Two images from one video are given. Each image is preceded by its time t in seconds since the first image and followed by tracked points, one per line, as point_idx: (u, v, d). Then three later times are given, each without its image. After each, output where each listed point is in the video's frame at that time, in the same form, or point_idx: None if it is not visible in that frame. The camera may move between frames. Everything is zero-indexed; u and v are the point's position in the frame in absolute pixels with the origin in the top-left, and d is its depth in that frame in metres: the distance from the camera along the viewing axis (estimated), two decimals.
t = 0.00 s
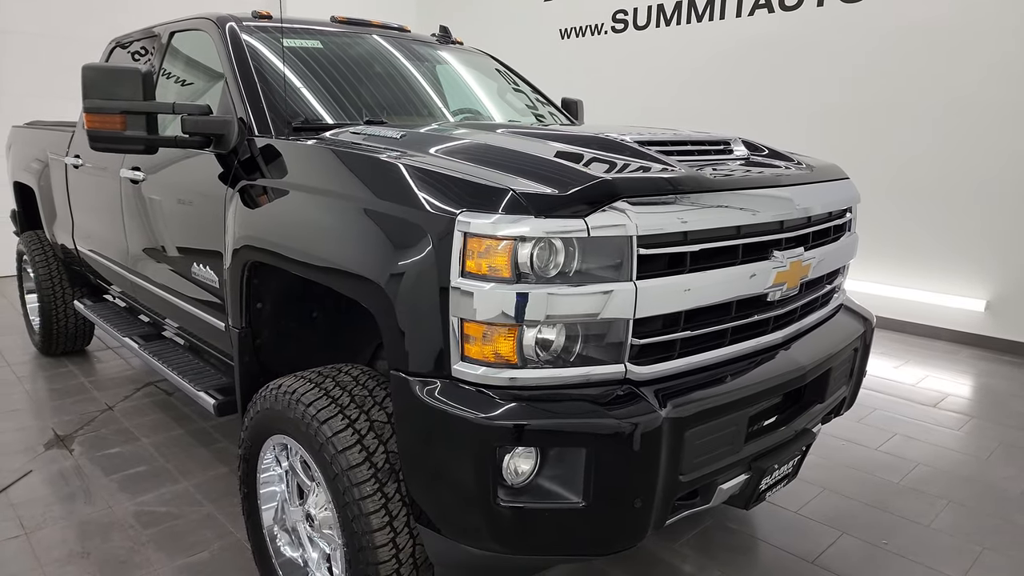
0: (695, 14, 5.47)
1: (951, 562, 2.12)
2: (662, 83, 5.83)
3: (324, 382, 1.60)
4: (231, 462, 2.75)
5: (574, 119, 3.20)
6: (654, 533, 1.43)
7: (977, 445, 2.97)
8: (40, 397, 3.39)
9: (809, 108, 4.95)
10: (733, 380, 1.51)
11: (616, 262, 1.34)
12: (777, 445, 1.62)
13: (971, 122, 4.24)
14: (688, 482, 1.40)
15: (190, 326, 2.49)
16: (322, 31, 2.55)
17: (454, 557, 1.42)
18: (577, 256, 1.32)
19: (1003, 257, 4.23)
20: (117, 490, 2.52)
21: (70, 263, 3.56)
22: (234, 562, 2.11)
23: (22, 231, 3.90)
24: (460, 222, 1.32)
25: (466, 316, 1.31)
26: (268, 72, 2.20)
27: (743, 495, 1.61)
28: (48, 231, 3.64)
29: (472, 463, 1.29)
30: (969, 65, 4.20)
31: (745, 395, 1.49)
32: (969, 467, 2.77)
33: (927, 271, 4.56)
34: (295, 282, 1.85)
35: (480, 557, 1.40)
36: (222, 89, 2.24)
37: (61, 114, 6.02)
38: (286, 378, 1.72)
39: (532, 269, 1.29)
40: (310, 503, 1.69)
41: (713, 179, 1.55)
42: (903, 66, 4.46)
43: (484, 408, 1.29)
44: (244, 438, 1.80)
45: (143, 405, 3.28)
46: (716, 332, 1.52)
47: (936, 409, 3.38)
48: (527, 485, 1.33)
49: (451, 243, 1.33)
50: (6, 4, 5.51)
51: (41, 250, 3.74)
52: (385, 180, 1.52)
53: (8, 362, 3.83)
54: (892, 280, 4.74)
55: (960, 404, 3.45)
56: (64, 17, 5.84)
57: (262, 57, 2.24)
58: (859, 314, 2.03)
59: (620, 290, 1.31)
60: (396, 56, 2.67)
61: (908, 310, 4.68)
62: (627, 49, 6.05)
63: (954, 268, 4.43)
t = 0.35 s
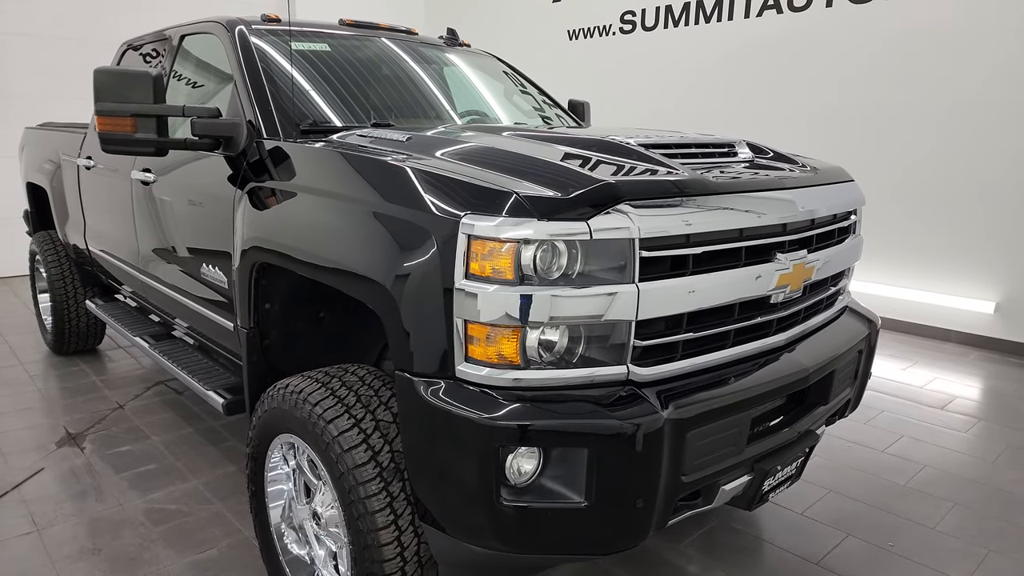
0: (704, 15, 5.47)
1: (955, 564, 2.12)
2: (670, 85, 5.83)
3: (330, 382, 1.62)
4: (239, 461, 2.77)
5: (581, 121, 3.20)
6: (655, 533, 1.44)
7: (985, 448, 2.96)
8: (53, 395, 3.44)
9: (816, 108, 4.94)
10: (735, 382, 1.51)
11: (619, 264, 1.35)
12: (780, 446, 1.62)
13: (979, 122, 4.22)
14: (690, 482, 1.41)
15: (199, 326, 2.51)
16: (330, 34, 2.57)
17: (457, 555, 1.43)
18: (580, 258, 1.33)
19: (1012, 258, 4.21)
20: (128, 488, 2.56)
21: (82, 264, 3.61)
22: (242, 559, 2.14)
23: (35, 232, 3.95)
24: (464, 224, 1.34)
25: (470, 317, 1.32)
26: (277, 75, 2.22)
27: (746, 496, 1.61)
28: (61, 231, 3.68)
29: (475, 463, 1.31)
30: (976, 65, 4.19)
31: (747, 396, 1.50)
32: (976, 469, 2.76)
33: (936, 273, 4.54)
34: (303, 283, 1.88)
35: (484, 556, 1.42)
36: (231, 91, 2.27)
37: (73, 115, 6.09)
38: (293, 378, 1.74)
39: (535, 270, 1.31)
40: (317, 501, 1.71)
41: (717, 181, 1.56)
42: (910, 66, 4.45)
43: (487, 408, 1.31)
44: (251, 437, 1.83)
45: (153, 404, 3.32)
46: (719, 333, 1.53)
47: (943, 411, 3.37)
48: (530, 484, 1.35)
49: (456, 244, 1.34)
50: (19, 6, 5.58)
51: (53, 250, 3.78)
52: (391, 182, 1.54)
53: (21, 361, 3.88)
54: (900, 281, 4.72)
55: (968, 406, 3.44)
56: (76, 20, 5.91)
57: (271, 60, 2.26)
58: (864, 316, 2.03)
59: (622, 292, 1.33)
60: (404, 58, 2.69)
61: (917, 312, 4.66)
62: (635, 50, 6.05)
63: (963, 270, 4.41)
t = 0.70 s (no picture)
0: (706, 16, 5.49)
1: (952, 563, 2.13)
2: (672, 86, 5.85)
3: (331, 381, 1.65)
4: (242, 460, 2.80)
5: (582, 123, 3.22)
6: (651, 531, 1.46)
7: (984, 448, 2.97)
8: (58, 395, 3.47)
9: (819, 109, 4.95)
10: (731, 382, 1.54)
11: (615, 265, 1.37)
12: (775, 445, 1.64)
13: (979, 122, 4.24)
14: (685, 481, 1.43)
15: (202, 326, 2.54)
16: (332, 37, 2.59)
17: (455, 552, 1.46)
18: (577, 260, 1.35)
19: (1014, 259, 4.21)
20: (132, 487, 2.58)
21: (87, 264, 3.64)
22: (245, 557, 2.17)
23: (41, 233, 3.98)
24: (463, 226, 1.36)
25: (468, 318, 1.34)
26: (280, 78, 2.25)
27: (741, 495, 1.63)
28: (66, 232, 3.71)
29: (473, 461, 1.33)
30: (977, 65, 4.20)
31: (742, 396, 1.52)
32: (976, 469, 2.77)
33: (937, 274, 4.55)
34: (304, 284, 1.90)
35: (481, 552, 1.44)
36: (234, 94, 2.29)
37: (79, 116, 6.13)
38: (295, 377, 1.77)
39: (532, 272, 1.33)
40: (318, 500, 1.74)
41: (712, 184, 1.58)
42: (912, 67, 4.46)
43: (485, 408, 1.33)
44: (254, 436, 1.85)
45: (158, 404, 3.35)
46: (715, 333, 1.55)
47: (944, 412, 3.38)
48: (527, 482, 1.37)
49: (454, 246, 1.37)
50: (25, 8, 5.62)
51: (59, 251, 3.82)
52: (392, 185, 1.57)
53: (26, 361, 3.91)
54: (901, 282, 4.73)
55: (968, 407, 3.45)
56: (82, 22, 5.95)
57: (274, 63, 2.28)
58: (860, 317, 2.05)
59: (619, 293, 1.35)
60: (406, 61, 2.72)
61: (918, 313, 4.67)
62: (638, 51, 6.07)
63: (964, 271, 4.42)
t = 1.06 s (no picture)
0: (703, 16, 5.51)
1: (942, 558, 2.15)
2: (670, 86, 5.87)
3: (325, 377, 1.67)
4: (240, 456, 2.83)
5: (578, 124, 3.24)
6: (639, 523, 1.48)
7: (976, 445, 2.99)
8: (59, 393, 3.50)
9: (817, 110, 4.97)
10: (719, 378, 1.56)
11: (603, 263, 1.39)
12: (762, 439, 1.67)
13: (980, 124, 4.24)
14: (672, 474, 1.45)
15: (200, 324, 2.57)
16: (329, 38, 2.61)
17: (446, 544, 1.49)
18: (565, 258, 1.38)
19: (1009, 258, 4.23)
20: (131, 483, 2.61)
21: (87, 263, 3.67)
22: (242, 552, 2.19)
23: (41, 233, 4.00)
24: (453, 224, 1.39)
25: (459, 314, 1.37)
26: (277, 78, 2.27)
27: (729, 489, 1.66)
28: (65, 232, 3.74)
29: (463, 455, 1.35)
30: (982, 67, 4.19)
31: (728, 391, 1.54)
32: (968, 465, 2.80)
33: (932, 272, 4.57)
34: (300, 282, 1.92)
35: (472, 544, 1.46)
36: (231, 94, 2.32)
37: (79, 117, 6.17)
38: (290, 374, 1.79)
39: (520, 269, 1.36)
40: (313, 494, 1.76)
41: (701, 183, 1.60)
42: (911, 68, 4.47)
43: (476, 402, 1.35)
44: (250, 432, 1.88)
45: (157, 402, 3.37)
46: (703, 329, 1.58)
47: (937, 409, 3.40)
48: (516, 475, 1.40)
49: (444, 244, 1.39)
50: (26, 9, 5.65)
51: (58, 250, 3.84)
52: (388, 184, 1.59)
53: (26, 360, 3.94)
54: (896, 281, 4.76)
55: (961, 404, 3.47)
56: (82, 23, 5.98)
57: (271, 64, 2.31)
58: (849, 314, 2.07)
59: (606, 290, 1.37)
60: (403, 61, 2.74)
61: (913, 311, 4.70)
62: (636, 51, 6.09)
63: (958, 270, 4.45)
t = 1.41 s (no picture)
0: (700, 16, 5.53)
1: (932, 553, 2.17)
2: (668, 86, 5.89)
3: (320, 373, 1.69)
4: (237, 453, 2.85)
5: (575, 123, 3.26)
6: (629, 517, 1.50)
7: (970, 442, 3.01)
8: (57, 391, 3.52)
9: (814, 109, 4.98)
10: (708, 373, 1.58)
11: (593, 260, 1.41)
12: (751, 434, 1.69)
13: (980, 125, 4.24)
14: (661, 468, 1.47)
15: (197, 322, 2.59)
16: (325, 37, 2.63)
17: (438, 537, 1.50)
18: (555, 255, 1.39)
19: (1004, 256, 4.25)
20: (129, 480, 2.63)
21: (85, 262, 3.68)
22: (238, 547, 2.21)
23: (39, 231, 4.01)
24: (444, 221, 1.40)
25: (450, 310, 1.38)
26: (273, 77, 2.29)
27: (719, 483, 1.68)
28: (64, 231, 3.75)
29: (454, 449, 1.37)
30: (986, 70, 4.18)
31: (717, 386, 1.56)
32: (961, 462, 2.82)
33: (927, 271, 4.59)
34: (295, 280, 1.94)
35: (464, 538, 1.48)
36: (227, 93, 2.33)
37: (78, 116, 6.18)
38: (285, 370, 1.81)
39: (510, 265, 1.37)
40: (308, 489, 1.78)
41: (692, 180, 1.62)
42: (909, 68, 4.48)
43: (467, 398, 1.37)
44: (246, 428, 1.90)
45: (155, 400, 3.39)
46: (692, 325, 1.59)
47: (931, 406, 3.42)
48: (506, 468, 1.41)
49: (435, 241, 1.41)
50: (25, 9, 5.67)
51: (57, 249, 3.85)
52: (382, 182, 1.60)
53: (25, 358, 3.96)
54: (892, 279, 4.78)
55: (955, 401, 3.49)
56: (80, 22, 6.00)
57: (266, 62, 2.33)
58: (839, 311, 2.09)
59: (596, 286, 1.39)
60: (399, 60, 2.76)
61: (909, 309, 4.72)
62: (633, 50, 6.11)
63: (953, 268, 4.47)
